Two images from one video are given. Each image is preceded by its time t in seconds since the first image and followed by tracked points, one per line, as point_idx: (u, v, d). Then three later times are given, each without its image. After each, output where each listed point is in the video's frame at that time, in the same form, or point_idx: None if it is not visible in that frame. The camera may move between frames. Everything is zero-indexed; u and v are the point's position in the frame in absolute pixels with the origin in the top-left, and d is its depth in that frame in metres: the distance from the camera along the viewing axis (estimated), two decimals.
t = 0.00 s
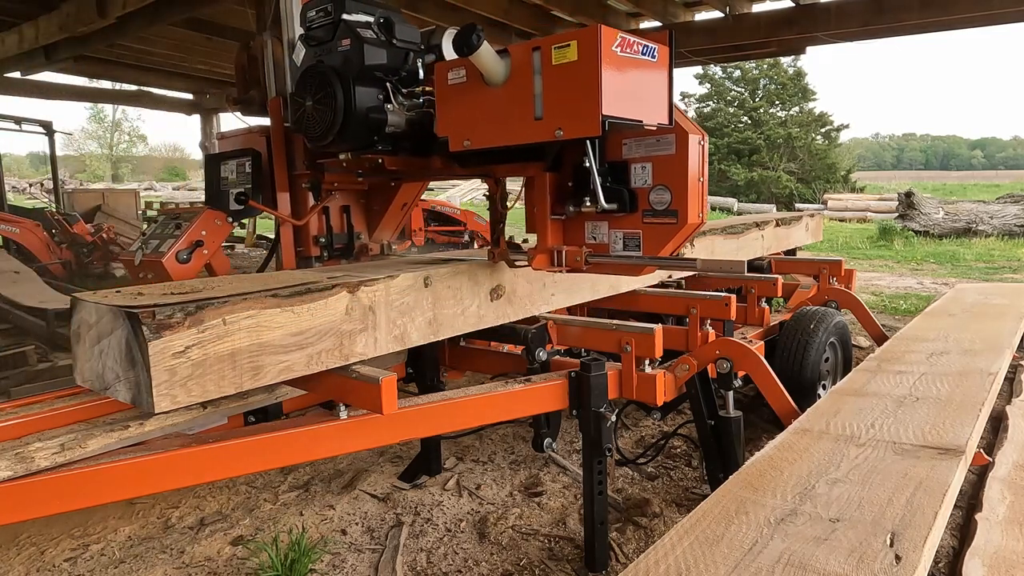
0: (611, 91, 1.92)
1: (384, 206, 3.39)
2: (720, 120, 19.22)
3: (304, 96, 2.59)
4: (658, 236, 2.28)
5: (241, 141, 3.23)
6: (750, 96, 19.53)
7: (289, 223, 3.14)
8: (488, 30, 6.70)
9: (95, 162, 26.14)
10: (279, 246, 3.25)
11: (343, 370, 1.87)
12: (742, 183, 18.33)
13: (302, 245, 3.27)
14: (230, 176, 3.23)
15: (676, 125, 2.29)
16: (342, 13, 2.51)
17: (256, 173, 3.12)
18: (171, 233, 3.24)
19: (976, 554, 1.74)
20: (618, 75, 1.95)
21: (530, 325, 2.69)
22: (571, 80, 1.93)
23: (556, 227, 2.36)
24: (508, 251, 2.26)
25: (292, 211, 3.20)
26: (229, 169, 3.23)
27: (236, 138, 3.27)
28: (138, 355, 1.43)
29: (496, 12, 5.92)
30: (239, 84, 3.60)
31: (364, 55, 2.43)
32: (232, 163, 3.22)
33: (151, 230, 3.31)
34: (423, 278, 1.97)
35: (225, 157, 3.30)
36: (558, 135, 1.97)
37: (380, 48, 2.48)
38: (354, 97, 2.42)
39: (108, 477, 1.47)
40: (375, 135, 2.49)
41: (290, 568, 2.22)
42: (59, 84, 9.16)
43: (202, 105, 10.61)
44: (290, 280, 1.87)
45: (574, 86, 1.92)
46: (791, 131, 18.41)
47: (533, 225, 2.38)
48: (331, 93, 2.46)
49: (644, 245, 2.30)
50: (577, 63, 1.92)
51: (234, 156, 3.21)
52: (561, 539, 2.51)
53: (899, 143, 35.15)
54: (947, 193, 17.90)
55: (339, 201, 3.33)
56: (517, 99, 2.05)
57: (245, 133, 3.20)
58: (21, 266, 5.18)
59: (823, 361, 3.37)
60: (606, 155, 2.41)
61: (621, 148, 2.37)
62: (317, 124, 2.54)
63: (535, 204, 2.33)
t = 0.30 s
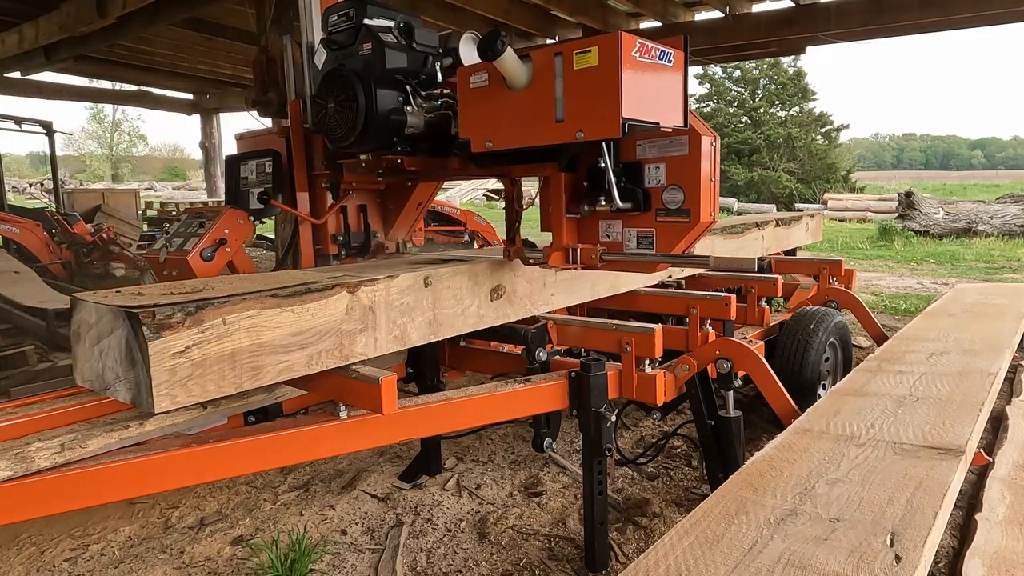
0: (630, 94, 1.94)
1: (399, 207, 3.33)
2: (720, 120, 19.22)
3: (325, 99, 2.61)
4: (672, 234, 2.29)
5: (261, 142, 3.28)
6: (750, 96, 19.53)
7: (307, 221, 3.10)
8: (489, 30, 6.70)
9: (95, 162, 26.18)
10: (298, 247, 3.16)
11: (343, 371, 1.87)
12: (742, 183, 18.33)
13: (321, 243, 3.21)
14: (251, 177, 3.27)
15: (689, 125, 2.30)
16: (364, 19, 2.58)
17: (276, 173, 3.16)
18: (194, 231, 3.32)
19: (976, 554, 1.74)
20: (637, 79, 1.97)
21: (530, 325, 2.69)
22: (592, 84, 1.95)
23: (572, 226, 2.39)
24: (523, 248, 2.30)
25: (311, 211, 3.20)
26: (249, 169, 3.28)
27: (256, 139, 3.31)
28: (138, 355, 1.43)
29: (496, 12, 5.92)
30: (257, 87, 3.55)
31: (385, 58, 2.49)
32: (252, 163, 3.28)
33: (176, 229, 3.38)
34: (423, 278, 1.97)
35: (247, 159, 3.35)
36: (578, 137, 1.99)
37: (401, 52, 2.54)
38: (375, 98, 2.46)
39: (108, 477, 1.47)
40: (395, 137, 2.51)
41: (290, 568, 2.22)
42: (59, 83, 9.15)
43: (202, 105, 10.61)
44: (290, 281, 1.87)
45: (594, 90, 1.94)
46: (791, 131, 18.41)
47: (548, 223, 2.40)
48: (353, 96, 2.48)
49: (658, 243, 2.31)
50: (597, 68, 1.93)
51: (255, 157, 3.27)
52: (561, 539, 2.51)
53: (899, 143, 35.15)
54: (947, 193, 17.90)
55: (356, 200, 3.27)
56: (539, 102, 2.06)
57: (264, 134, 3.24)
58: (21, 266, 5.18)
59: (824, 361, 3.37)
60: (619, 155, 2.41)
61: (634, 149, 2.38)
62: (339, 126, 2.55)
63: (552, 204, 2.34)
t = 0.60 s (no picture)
0: (648, 98, 1.95)
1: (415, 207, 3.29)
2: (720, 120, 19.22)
3: (345, 100, 2.66)
4: (684, 233, 2.30)
5: (278, 141, 3.19)
6: (750, 96, 19.53)
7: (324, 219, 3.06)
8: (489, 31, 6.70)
9: (95, 162, 26.22)
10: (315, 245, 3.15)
11: (343, 370, 1.87)
12: (742, 183, 18.34)
13: (338, 241, 3.18)
14: (269, 176, 3.19)
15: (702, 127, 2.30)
16: (383, 22, 2.58)
17: (295, 173, 3.10)
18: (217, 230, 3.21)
19: (976, 554, 1.74)
20: (654, 83, 1.98)
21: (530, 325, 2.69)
22: (611, 88, 1.96)
23: (586, 224, 2.41)
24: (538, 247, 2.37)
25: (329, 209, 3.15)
26: (268, 170, 3.20)
27: (273, 138, 3.21)
28: (138, 355, 1.43)
29: (496, 12, 5.92)
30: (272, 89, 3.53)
31: (405, 62, 2.50)
32: (270, 163, 3.19)
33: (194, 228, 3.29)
34: (423, 277, 1.97)
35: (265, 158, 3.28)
36: (598, 138, 2.00)
37: (419, 55, 2.55)
38: (394, 101, 2.49)
39: (107, 477, 1.47)
40: (413, 138, 2.54)
41: (290, 568, 2.22)
42: (59, 84, 9.15)
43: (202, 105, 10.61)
44: (290, 280, 1.87)
45: (613, 95, 1.95)
46: (791, 131, 18.41)
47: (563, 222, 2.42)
48: (373, 97, 2.52)
49: (670, 241, 2.34)
50: (616, 73, 1.95)
51: (273, 157, 3.18)
52: (561, 539, 2.51)
53: (899, 143, 35.16)
54: (947, 193, 17.91)
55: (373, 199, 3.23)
56: (558, 105, 2.07)
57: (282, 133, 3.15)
58: (21, 265, 5.18)
59: (823, 361, 3.37)
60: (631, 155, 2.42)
61: (647, 150, 2.39)
62: (358, 127, 2.61)
63: (566, 203, 2.36)
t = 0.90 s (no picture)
0: (666, 102, 1.98)
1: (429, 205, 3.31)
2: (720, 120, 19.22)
3: (365, 103, 2.72)
4: (696, 232, 2.36)
5: (297, 141, 3.21)
6: (750, 96, 19.53)
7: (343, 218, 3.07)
8: (490, 30, 6.70)
9: (94, 162, 26.22)
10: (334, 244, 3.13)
11: (343, 370, 1.86)
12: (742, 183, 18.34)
13: (355, 240, 3.18)
14: (288, 176, 3.18)
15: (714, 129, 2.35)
16: (403, 26, 2.61)
17: (315, 173, 3.09)
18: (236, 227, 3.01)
19: (976, 554, 1.74)
20: (671, 88, 2.02)
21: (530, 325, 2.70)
22: (629, 92, 1.99)
23: (599, 223, 2.48)
24: (552, 246, 2.43)
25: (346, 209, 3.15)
26: (286, 169, 3.19)
27: (290, 139, 3.23)
28: (138, 355, 1.43)
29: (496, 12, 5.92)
30: (290, 89, 3.38)
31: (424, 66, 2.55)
32: (289, 164, 3.19)
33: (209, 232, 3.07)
34: (423, 277, 1.96)
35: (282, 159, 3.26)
36: (615, 140, 2.03)
37: (438, 59, 2.60)
38: (414, 103, 2.56)
39: (107, 477, 1.47)
40: (431, 139, 2.61)
41: (290, 568, 2.21)
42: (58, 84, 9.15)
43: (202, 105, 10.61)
44: (291, 280, 1.87)
45: (631, 99, 1.99)
46: (791, 131, 18.41)
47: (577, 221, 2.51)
48: (393, 100, 2.58)
49: (682, 239, 2.39)
50: (635, 77, 1.98)
51: (291, 157, 3.19)
52: (561, 539, 2.51)
53: (899, 143, 35.18)
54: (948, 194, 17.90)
55: (389, 198, 3.24)
56: (577, 108, 2.11)
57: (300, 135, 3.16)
58: (21, 266, 5.18)
59: (824, 361, 3.37)
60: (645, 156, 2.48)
61: (659, 150, 2.44)
62: (377, 129, 2.67)
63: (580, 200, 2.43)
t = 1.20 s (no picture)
0: (680, 104, 2.06)
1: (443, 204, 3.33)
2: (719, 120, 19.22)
3: (383, 105, 2.73)
4: (708, 229, 2.39)
5: (314, 141, 3.24)
6: (750, 96, 19.53)
7: (360, 216, 3.05)
8: (490, 31, 6.71)
9: (94, 162, 26.22)
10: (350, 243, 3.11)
11: (343, 370, 1.86)
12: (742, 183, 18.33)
13: (371, 238, 3.16)
14: (306, 176, 3.24)
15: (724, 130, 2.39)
16: (420, 30, 2.65)
17: (332, 173, 3.14)
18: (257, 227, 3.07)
19: (976, 554, 1.74)
20: (685, 91, 2.09)
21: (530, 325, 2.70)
22: (645, 95, 2.07)
23: (610, 222, 2.55)
24: (564, 245, 2.54)
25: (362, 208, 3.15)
26: (304, 170, 3.25)
27: (308, 140, 3.28)
28: (138, 355, 1.43)
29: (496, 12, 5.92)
30: (307, 91, 3.58)
31: (442, 68, 2.59)
32: (306, 165, 3.25)
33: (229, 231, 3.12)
34: (423, 277, 1.96)
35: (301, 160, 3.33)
36: (631, 141, 2.11)
37: (455, 62, 2.64)
38: (431, 105, 2.58)
39: (106, 477, 1.47)
40: (448, 140, 2.63)
41: (290, 568, 2.21)
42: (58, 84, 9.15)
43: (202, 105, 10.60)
44: (291, 280, 1.87)
45: (647, 101, 2.06)
46: (791, 131, 18.40)
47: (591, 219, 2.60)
48: (411, 102, 2.60)
49: (694, 237, 2.42)
50: (651, 81, 2.05)
51: (309, 158, 3.24)
52: (561, 539, 2.51)
53: (899, 143, 35.18)
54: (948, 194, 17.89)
55: (404, 197, 3.26)
56: (594, 110, 2.18)
57: (318, 136, 3.20)
58: (21, 266, 5.18)
59: (824, 362, 3.37)
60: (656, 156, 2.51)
61: (671, 151, 2.47)
62: (395, 130, 2.69)
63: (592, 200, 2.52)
